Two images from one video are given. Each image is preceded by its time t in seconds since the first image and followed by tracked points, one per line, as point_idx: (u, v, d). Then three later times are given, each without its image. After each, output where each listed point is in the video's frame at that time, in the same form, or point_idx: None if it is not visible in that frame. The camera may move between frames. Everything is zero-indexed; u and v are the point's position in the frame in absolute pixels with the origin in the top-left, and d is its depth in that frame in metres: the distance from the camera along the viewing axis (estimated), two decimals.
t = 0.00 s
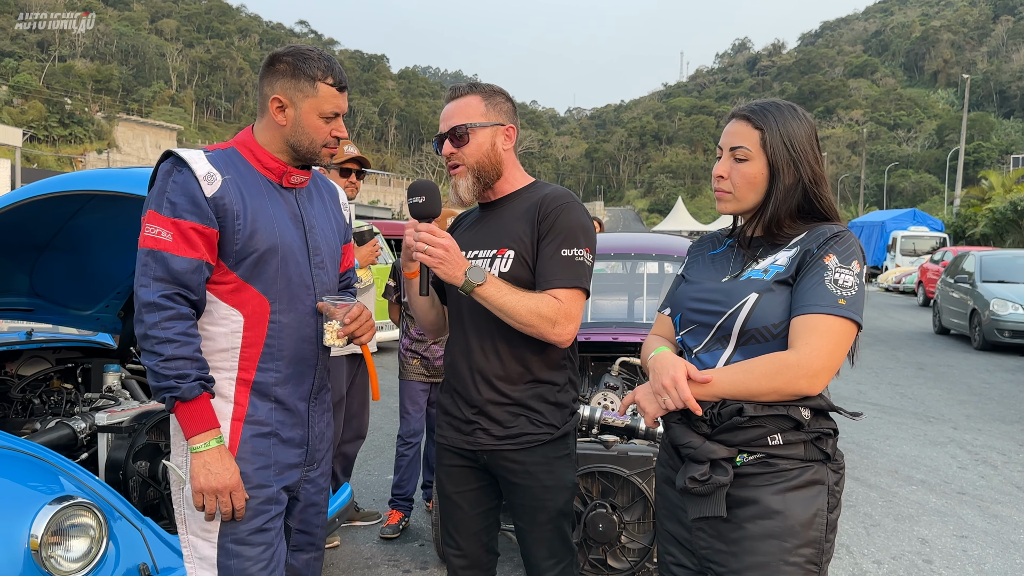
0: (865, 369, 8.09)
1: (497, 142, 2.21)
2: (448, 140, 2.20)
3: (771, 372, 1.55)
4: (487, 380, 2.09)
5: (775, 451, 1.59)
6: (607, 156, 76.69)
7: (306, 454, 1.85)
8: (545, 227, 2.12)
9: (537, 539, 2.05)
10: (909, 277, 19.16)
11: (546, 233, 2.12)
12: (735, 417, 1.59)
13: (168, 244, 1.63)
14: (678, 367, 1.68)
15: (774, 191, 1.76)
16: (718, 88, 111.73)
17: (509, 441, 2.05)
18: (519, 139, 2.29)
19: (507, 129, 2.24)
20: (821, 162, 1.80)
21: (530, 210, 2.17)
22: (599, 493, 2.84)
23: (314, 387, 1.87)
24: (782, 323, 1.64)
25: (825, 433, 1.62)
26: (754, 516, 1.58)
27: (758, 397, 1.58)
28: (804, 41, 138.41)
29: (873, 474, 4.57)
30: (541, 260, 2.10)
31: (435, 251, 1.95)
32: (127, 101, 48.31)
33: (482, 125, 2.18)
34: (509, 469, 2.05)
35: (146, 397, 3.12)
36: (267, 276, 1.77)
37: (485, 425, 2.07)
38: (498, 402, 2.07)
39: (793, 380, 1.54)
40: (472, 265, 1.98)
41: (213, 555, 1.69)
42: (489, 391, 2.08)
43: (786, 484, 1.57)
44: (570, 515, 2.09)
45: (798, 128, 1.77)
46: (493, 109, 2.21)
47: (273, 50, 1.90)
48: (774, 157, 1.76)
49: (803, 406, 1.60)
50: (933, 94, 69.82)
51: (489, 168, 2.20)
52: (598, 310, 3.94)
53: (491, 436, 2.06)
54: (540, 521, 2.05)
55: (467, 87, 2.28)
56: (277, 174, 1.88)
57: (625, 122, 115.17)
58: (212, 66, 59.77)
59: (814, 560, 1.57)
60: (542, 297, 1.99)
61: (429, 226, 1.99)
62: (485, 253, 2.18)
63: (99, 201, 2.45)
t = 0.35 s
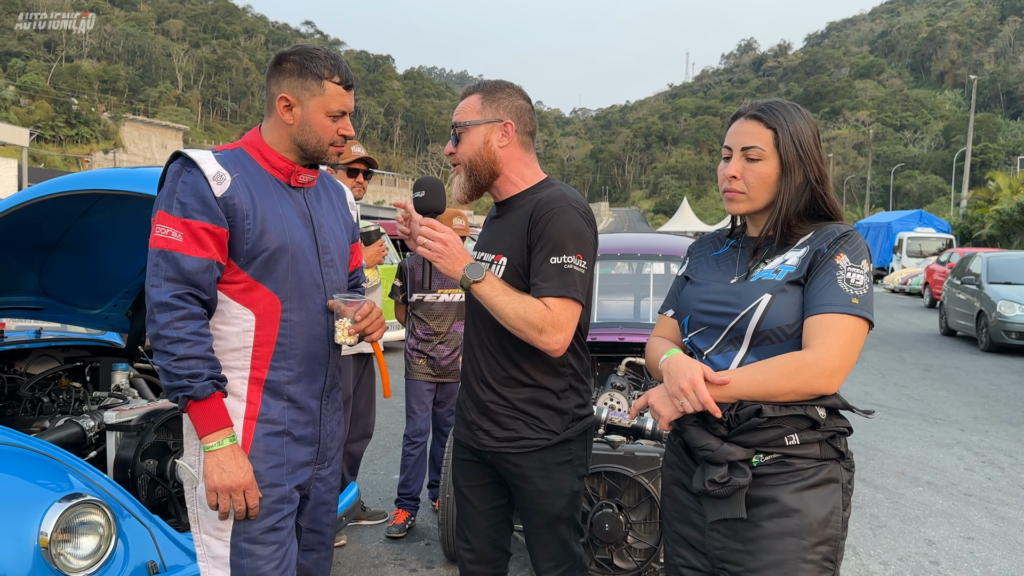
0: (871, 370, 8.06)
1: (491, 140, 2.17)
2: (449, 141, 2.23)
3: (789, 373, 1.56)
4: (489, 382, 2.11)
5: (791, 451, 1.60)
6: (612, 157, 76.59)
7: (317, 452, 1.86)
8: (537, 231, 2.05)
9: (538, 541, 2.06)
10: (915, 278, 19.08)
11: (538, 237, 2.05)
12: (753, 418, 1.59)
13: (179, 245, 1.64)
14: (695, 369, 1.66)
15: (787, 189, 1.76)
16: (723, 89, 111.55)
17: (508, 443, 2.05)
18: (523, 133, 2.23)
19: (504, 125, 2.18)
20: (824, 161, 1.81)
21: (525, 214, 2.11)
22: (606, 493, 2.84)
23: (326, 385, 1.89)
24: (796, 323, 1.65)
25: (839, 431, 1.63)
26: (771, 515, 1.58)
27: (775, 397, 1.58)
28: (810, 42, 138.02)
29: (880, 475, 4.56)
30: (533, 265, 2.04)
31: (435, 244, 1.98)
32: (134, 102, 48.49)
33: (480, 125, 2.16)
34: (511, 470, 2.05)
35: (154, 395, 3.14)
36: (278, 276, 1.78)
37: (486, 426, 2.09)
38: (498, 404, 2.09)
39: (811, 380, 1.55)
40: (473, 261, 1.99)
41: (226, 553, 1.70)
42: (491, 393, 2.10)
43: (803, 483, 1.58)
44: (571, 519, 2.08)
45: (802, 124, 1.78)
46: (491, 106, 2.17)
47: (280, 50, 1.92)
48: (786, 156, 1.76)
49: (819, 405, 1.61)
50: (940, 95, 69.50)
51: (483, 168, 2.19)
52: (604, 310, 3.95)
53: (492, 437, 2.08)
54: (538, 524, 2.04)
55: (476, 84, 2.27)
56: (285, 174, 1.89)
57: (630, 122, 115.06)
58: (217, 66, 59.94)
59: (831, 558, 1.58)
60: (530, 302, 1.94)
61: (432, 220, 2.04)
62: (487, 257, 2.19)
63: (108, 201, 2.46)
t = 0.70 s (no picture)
0: (876, 371, 8.04)
1: (517, 134, 2.16)
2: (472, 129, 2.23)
3: (798, 372, 1.55)
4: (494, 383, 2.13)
5: (800, 451, 1.59)
6: (615, 157, 76.51)
7: (322, 451, 1.86)
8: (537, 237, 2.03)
9: (535, 543, 2.04)
10: (920, 279, 19.03)
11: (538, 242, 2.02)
12: (762, 417, 1.58)
13: (184, 244, 1.64)
14: (704, 369, 1.65)
15: (796, 186, 1.75)
16: (727, 89, 111.30)
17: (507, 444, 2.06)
18: (550, 132, 2.22)
19: (531, 121, 2.17)
20: (830, 161, 1.80)
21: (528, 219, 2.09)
22: (610, 493, 2.84)
23: (331, 384, 1.89)
24: (804, 322, 1.64)
25: (848, 431, 1.63)
26: (780, 515, 1.57)
27: (784, 396, 1.57)
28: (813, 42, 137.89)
29: (884, 475, 4.54)
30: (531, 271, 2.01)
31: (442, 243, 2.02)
32: (137, 101, 48.57)
33: (507, 118, 2.15)
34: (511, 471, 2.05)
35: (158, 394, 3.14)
36: (283, 275, 1.78)
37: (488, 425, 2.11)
38: (500, 404, 2.10)
39: (821, 378, 1.54)
40: (477, 260, 2.00)
41: (231, 552, 1.70)
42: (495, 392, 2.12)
43: (811, 483, 1.58)
44: (571, 521, 2.07)
45: (803, 120, 1.77)
46: (520, 99, 2.16)
47: (284, 48, 1.92)
48: (796, 154, 1.75)
49: (828, 404, 1.61)
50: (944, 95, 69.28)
51: (503, 161, 2.18)
52: (608, 310, 3.95)
53: (494, 436, 2.09)
54: (535, 527, 2.03)
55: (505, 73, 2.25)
56: (290, 173, 1.89)
57: (633, 122, 115.05)
58: (221, 66, 60.05)
59: (839, 559, 1.58)
60: (521, 308, 1.91)
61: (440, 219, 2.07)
62: (494, 255, 2.22)
63: (113, 199, 2.46)
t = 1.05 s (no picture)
0: (875, 370, 8.04)
1: (523, 135, 2.16)
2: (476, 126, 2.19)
3: (798, 372, 1.55)
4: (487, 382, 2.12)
5: (800, 450, 1.59)
6: (614, 157, 76.52)
7: (319, 450, 1.86)
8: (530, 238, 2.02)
9: (527, 542, 2.03)
10: (919, 278, 19.05)
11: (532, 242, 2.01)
12: (762, 417, 1.58)
13: (178, 243, 1.63)
14: (704, 369, 1.64)
15: (800, 182, 1.75)
16: (726, 89, 111.36)
17: (498, 443, 2.06)
18: (554, 133, 2.23)
19: (537, 122, 2.18)
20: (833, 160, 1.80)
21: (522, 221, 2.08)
22: (609, 493, 2.83)
23: (328, 383, 1.88)
24: (803, 321, 1.64)
25: (847, 431, 1.63)
26: (780, 514, 1.57)
27: (784, 397, 1.57)
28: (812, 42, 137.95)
29: (883, 475, 4.54)
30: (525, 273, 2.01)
31: (432, 248, 2.01)
32: (136, 100, 48.52)
33: (509, 117, 2.15)
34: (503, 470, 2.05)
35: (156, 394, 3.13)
36: (278, 273, 1.78)
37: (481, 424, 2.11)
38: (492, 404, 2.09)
39: (821, 378, 1.54)
40: (468, 264, 1.99)
41: (227, 553, 1.70)
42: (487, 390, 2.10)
43: (811, 483, 1.58)
44: (567, 522, 2.06)
45: (809, 118, 1.78)
46: (526, 99, 2.16)
47: (279, 46, 1.91)
48: (798, 150, 1.75)
49: (827, 404, 1.61)
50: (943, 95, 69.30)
51: (508, 161, 2.17)
52: (608, 310, 3.95)
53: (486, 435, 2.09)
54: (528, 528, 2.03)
55: (508, 71, 2.24)
56: (284, 171, 1.88)
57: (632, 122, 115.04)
58: (219, 65, 59.96)
59: (837, 558, 1.58)
60: (514, 311, 1.92)
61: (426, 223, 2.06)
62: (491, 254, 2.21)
63: (111, 198, 2.45)
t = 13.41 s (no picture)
0: (893, 394, 7.92)
1: (514, 163, 2.30)
2: (472, 153, 2.26)
3: (788, 389, 1.53)
4: (489, 393, 2.13)
5: (796, 470, 1.56)
6: (626, 180, 76.76)
7: (333, 464, 1.87)
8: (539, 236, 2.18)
9: (541, 547, 2.08)
10: (936, 301, 18.83)
11: (540, 238, 2.18)
12: (754, 436, 1.57)
13: (205, 241, 1.64)
14: (695, 389, 1.67)
15: (798, 195, 1.76)
16: (738, 112, 111.77)
17: (513, 454, 2.08)
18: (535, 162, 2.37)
19: (522, 152, 2.32)
20: (846, 179, 1.80)
21: (528, 226, 2.24)
22: (627, 515, 2.80)
23: (341, 398, 1.90)
24: (799, 339, 1.62)
25: (847, 451, 1.59)
26: (774, 534, 1.55)
27: (776, 414, 1.56)
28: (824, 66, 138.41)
29: (903, 499, 4.46)
30: (529, 265, 2.13)
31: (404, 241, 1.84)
32: (155, 125, 49.49)
33: (505, 144, 2.25)
34: (514, 481, 2.08)
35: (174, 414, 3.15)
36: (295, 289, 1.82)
37: (489, 436, 2.11)
38: (502, 415, 2.11)
39: (810, 397, 1.52)
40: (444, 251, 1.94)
41: (244, 570, 1.68)
42: (492, 401, 2.12)
43: (806, 503, 1.54)
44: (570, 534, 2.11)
45: (825, 141, 1.78)
46: (514, 130, 2.30)
47: (294, 67, 1.96)
48: (799, 164, 1.76)
49: (823, 423, 1.58)
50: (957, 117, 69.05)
51: (506, 185, 2.28)
52: (623, 331, 3.93)
53: (497, 450, 2.10)
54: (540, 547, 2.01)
55: (492, 103, 2.34)
56: (297, 191, 1.94)
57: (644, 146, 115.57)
58: (237, 91, 61.14)
59: None
60: (515, 287, 1.99)
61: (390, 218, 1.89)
62: (490, 267, 2.27)
63: (132, 220, 2.49)
